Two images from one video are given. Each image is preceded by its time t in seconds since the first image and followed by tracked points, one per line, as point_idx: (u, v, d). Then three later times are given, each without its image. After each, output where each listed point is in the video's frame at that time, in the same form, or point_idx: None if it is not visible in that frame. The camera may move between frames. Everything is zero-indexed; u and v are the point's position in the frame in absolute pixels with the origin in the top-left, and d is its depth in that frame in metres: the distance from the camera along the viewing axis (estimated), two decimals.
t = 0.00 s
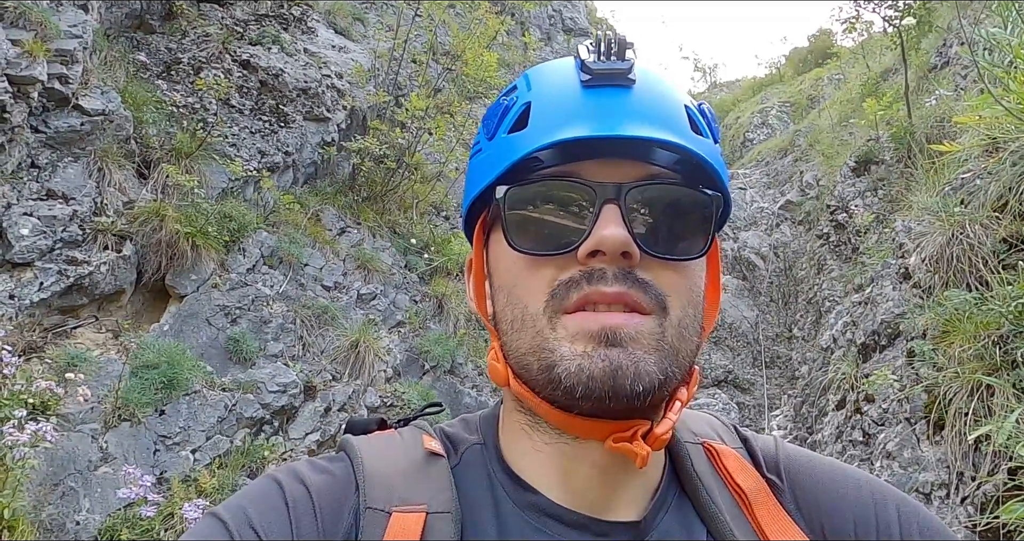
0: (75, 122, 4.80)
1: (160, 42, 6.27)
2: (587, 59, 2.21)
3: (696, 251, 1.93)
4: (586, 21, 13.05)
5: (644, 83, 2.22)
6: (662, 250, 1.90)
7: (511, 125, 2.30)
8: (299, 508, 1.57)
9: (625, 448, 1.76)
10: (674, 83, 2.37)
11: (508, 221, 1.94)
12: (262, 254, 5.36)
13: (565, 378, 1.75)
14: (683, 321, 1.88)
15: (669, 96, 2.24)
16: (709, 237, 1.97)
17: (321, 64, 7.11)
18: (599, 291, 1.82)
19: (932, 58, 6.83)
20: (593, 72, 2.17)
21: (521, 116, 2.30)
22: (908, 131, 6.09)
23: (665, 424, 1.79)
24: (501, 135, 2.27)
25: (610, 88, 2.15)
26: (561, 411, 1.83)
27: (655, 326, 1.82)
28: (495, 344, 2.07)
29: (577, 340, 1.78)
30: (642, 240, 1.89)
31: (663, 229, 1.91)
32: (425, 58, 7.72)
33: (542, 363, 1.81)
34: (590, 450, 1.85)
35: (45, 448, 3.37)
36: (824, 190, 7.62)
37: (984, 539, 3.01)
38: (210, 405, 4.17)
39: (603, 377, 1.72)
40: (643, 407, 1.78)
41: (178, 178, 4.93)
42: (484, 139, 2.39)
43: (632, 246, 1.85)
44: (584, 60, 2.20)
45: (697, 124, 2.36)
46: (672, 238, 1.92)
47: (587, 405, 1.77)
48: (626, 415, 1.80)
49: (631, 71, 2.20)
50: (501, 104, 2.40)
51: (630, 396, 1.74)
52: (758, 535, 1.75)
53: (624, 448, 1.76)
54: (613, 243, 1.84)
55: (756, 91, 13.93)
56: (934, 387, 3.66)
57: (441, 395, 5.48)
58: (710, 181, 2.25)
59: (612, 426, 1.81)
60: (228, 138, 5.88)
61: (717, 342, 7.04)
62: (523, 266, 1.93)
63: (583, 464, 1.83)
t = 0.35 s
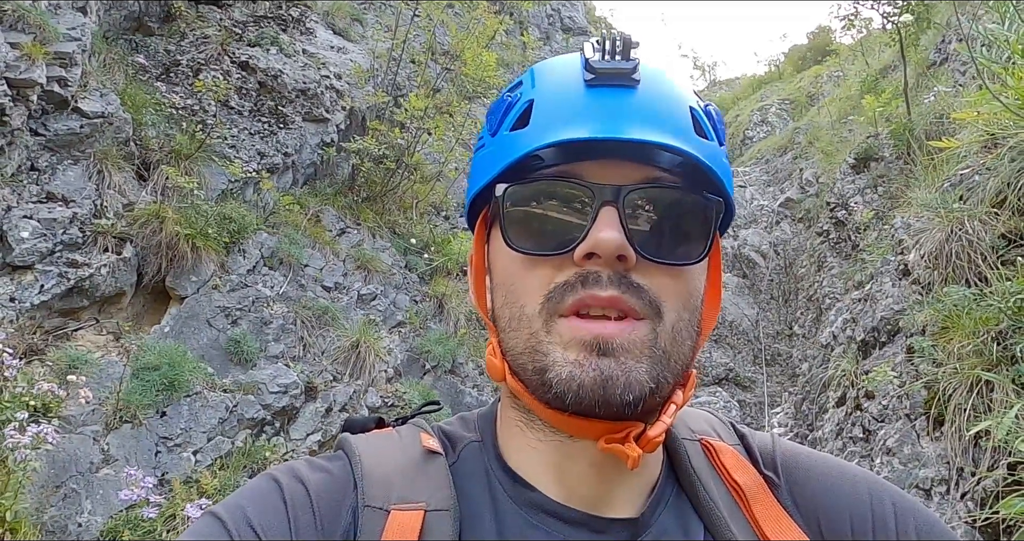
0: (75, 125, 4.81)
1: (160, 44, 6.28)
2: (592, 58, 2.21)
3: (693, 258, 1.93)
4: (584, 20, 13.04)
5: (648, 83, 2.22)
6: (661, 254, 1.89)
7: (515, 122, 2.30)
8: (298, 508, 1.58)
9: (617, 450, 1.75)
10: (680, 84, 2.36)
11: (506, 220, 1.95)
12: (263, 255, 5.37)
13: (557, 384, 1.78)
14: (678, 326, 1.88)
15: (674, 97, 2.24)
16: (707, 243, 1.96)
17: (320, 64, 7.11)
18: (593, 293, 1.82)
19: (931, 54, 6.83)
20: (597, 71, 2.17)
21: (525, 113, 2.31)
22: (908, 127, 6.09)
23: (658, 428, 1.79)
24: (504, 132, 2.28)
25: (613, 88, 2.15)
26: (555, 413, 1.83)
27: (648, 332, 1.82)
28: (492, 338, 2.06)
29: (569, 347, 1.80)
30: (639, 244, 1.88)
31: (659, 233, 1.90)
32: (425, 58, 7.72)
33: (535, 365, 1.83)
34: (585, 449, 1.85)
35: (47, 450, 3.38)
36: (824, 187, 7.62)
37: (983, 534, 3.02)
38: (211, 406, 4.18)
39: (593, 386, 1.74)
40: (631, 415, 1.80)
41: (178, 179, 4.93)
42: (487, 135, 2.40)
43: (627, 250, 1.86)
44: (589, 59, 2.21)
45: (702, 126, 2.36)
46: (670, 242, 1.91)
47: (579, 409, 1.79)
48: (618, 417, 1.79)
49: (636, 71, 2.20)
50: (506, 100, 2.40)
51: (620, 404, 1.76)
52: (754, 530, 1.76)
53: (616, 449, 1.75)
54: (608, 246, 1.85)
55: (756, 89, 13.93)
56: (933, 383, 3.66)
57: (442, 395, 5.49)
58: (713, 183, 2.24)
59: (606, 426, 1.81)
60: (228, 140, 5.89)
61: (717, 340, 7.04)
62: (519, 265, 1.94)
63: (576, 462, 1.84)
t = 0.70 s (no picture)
0: (75, 127, 4.82)
1: (159, 47, 6.29)
2: (594, 60, 2.22)
3: (695, 262, 1.92)
4: (583, 22, 13.05)
5: (650, 86, 2.23)
6: (664, 258, 1.89)
7: (516, 124, 2.31)
8: (298, 508, 1.58)
9: (619, 452, 1.76)
10: (682, 86, 2.37)
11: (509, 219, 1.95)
12: (262, 257, 5.37)
13: (561, 384, 1.77)
14: (679, 330, 1.89)
15: (677, 100, 2.24)
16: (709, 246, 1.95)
17: (319, 66, 7.12)
18: (597, 296, 1.82)
19: (929, 56, 6.84)
20: (599, 74, 2.17)
21: (526, 115, 2.32)
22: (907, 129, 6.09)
23: (660, 428, 1.80)
24: (505, 134, 2.29)
25: (616, 91, 2.15)
26: (558, 414, 1.83)
27: (650, 335, 1.83)
28: (494, 340, 2.06)
29: (575, 345, 1.80)
30: (641, 247, 1.89)
31: (660, 236, 1.90)
32: (424, 60, 7.73)
33: (539, 367, 1.83)
34: (586, 450, 1.85)
35: (46, 452, 3.37)
36: (823, 189, 7.63)
37: (983, 535, 3.02)
38: (210, 408, 4.18)
39: (597, 385, 1.75)
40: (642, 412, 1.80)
41: (177, 181, 4.94)
42: (489, 137, 2.41)
43: (630, 255, 1.86)
44: (591, 61, 2.21)
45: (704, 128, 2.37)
46: (671, 244, 1.91)
47: (583, 411, 1.79)
48: (626, 418, 1.79)
49: (638, 73, 2.21)
50: (507, 102, 2.41)
51: (622, 404, 1.76)
52: (752, 531, 1.76)
53: (618, 451, 1.76)
54: (610, 251, 1.84)
55: (755, 91, 13.95)
56: (932, 384, 3.67)
57: (441, 397, 5.49)
58: (715, 186, 2.24)
59: (608, 429, 1.80)
60: (227, 142, 5.89)
61: (717, 342, 7.04)
62: (521, 266, 1.94)
63: (577, 464, 1.84)
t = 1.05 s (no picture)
0: (77, 125, 4.83)
1: (162, 46, 6.30)
2: (613, 61, 2.23)
3: (709, 254, 1.99)
4: (586, 27, 13.08)
5: (665, 89, 2.27)
6: (686, 247, 1.94)
7: (530, 122, 2.30)
8: (298, 510, 1.58)
9: (646, 444, 1.77)
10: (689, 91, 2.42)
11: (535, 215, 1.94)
12: (262, 257, 5.37)
13: (601, 368, 1.74)
14: (700, 318, 1.93)
15: (687, 103, 2.29)
16: (718, 242, 2.03)
17: (322, 68, 7.13)
18: (632, 285, 1.84)
19: (931, 66, 6.86)
20: (619, 73, 2.19)
21: (542, 113, 2.29)
22: (907, 138, 6.11)
23: (678, 421, 1.83)
24: (519, 131, 2.27)
25: (635, 91, 2.18)
26: (585, 411, 1.81)
27: (681, 320, 1.85)
28: (506, 341, 2.02)
29: (610, 330, 1.78)
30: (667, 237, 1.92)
31: (682, 227, 1.95)
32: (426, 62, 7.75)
33: (572, 355, 1.79)
34: (603, 448, 1.85)
35: (44, 449, 3.37)
36: (823, 196, 7.65)
37: None
38: (209, 407, 4.17)
39: (639, 365, 1.73)
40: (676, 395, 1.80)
41: (179, 180, 4.94)
42: (498, 135, 2.38)
43: (660, 242, 1.88)
44: (610, 62, 2.23)
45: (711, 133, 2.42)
46: (690, 238, 1.96)
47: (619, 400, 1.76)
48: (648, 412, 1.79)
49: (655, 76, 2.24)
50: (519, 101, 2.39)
51: (663, 387, 1.75)
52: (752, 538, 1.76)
53: (645, 444, 1.77)
54: (644, 239, 1.87)
55: (756, 98, 13.98)
56: (930, 393, 3.68)
57: (440, 399, 5.49)
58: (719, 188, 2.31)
59: (633, 422, 1.81)
60: (229, 142, 5.90)
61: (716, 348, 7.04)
62: (546, 260, 1.92)
63: (590, 463, 1.84)
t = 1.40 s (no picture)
0: (73, 121, 4.80)
1: (159, 42, 6.27)
2: (616, 63, 2.22)
3: (710, 259, 1.98)
4: (584, 25, 13.05)
5: (668, 91, 2.26)
6: (687, 254, 1.94)
7: (533, 123, 2.29)
8: (299, 511, 1.57)
9: (642, 449, 1.76)
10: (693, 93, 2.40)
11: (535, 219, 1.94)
12: (259, 254, 5.35)
13: (596, 377, 1.74)
14: (701, 323, 1.92)
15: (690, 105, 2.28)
16: (720, 247, 2.02)
17: (320, 65, 7.11)
18: (631, 291, 1.83)
19: (928, 66, 6.87)
20: (622, 75, 2.18)
21: (544, 115, 2.29)
22: (905, 138, 6.12)
23: (678, 426, 1.81)
24: (522, 132, 2.26)
25: (638, 94, 2.17)
26: (582, 418, 1.81)
27: (679, 327, 1.84)
28: (506, 342, 2.02)
29: (607, 339, 1.78)
30: (668, 242, 1.91)
31: (682, 233, 1.95)
32: (424, 60, 7.73)
33: (570, 362, 1.79)
34: (603, 451, 1.85)
35: (39, 447, 3.36)
36: (821, 196, 7.65)
37: None
38: (205, 405, 4.16)
39: (635, 376, 1.73)
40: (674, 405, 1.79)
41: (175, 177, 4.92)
42: (501, 136, 2.38)
43: (661, 248, 1.87)
44: (613, 65, 2.22)
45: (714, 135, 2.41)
46: (691, 242, 1.96)
47: (616, 408, 1.76)
48: (645, 419, 1.79)
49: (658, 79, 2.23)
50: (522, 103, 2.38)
51: (660, 397, 1.75)
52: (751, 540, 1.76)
53: (641, 450, 1.76)
54: (646, 244, 1.86)
55: (753, 97, 13.99)
56: (927, 393, 3.69)
57: (437, 397, 5.48)
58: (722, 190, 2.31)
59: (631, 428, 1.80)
60: (226, 138, 5.88)
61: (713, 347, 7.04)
62: (545, 264, 1.92)
63: (589, 466, 1.84)
